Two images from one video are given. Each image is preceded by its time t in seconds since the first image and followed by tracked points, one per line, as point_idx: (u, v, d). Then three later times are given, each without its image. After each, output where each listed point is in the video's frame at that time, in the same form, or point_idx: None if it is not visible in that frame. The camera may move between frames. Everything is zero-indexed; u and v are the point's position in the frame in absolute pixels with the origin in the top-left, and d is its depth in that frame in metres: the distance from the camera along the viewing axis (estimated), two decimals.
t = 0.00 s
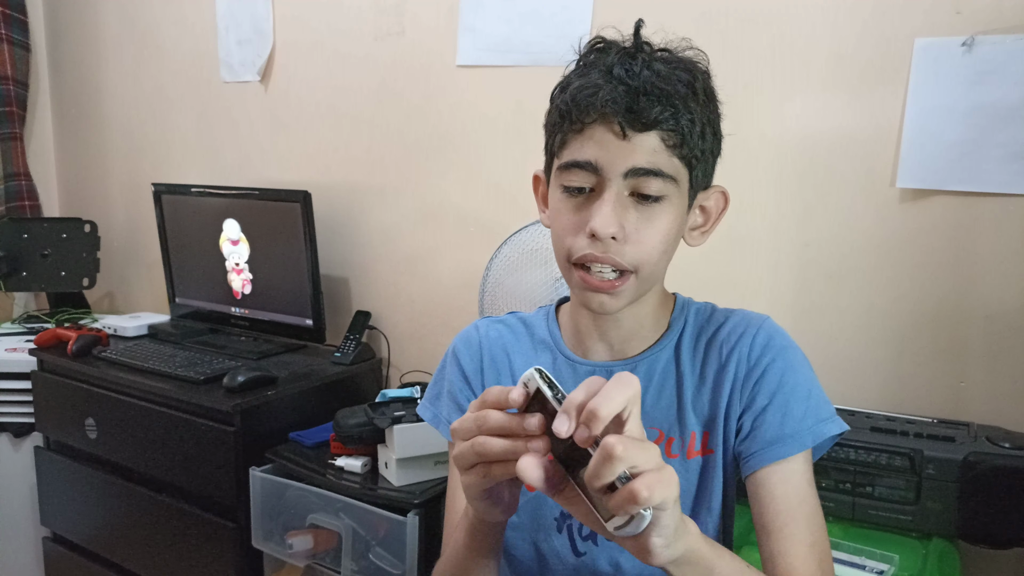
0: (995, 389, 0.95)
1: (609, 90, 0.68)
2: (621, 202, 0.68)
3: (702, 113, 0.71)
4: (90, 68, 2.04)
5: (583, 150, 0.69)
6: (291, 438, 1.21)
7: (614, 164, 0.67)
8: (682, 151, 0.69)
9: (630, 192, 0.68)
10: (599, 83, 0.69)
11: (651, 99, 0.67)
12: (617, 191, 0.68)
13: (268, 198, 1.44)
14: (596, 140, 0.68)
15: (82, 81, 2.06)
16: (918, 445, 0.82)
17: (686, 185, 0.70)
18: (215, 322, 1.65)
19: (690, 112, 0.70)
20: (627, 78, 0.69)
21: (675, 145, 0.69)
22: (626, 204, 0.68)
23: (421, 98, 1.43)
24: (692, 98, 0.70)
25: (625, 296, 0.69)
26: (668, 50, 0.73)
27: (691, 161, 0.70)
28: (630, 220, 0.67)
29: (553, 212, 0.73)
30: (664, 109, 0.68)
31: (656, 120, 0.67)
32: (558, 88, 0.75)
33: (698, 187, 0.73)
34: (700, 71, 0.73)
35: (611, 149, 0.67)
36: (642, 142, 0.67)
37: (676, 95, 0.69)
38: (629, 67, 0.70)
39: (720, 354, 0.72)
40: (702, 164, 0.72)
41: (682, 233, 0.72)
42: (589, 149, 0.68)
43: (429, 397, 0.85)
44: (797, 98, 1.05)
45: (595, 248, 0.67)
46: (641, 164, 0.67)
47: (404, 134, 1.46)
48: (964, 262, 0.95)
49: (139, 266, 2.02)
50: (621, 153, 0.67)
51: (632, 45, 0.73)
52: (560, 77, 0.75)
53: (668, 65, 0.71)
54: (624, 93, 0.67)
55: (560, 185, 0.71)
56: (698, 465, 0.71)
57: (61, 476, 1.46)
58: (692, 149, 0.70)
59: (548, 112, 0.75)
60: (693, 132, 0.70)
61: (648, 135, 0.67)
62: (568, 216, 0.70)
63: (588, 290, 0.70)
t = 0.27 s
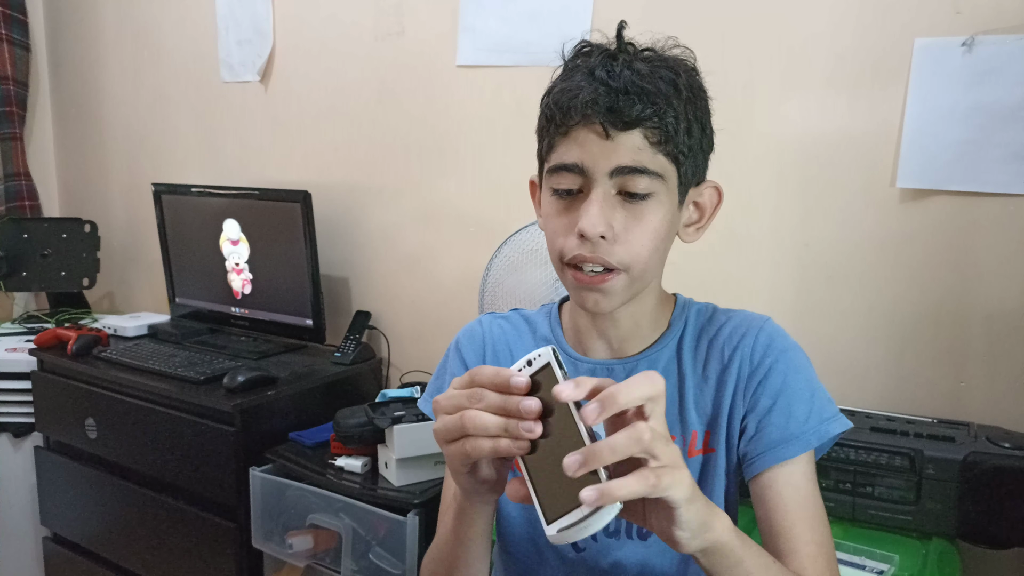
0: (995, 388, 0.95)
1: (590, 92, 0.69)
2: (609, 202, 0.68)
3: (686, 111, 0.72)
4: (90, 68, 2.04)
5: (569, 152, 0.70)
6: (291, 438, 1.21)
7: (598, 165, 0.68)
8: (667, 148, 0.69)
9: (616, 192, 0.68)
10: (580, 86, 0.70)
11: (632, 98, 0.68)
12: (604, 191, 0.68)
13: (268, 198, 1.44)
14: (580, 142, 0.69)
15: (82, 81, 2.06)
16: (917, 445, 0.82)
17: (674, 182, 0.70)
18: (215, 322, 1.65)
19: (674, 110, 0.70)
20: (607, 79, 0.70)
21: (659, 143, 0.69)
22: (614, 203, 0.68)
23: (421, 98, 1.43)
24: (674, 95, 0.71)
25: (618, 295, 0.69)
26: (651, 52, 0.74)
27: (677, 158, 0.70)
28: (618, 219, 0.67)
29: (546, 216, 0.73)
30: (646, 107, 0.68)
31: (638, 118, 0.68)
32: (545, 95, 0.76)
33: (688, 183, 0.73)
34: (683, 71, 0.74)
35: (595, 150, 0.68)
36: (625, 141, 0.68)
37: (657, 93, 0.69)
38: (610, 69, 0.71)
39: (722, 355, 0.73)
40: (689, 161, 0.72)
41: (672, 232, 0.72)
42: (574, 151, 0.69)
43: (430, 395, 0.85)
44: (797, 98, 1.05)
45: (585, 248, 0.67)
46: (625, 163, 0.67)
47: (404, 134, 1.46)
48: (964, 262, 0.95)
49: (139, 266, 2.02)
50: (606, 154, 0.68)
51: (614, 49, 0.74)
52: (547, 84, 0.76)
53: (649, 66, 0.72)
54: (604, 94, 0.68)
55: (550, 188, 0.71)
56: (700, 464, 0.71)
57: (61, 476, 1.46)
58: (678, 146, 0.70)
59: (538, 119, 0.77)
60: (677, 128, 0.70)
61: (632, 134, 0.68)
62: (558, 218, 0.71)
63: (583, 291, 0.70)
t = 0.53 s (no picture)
0: (994, 389, 0.95)
1: (591, 88, 0.70)
2: (612, 195, 0.68)
3: (682, 107, 0.74)
4: (90, 68, 2.04)
5: (571, 148, 0.70)
6: (291, 438, 1.21)
7: (601, 159, 0.68)
8: (667, 143, 0.71)
9: (620, 185, 0.68)
10: (580, 83, 0.71)
11: (632, 93, 0.70)
12: (607, 184, 0.68)
13: (268, 197, 1.44)
14: (582, 137, 0.69)
15: (82, 81, 2.06)
16: (917, 445, 0.82)
17: (672, 176, 0.72)
18: (215, 322, 1.65)
19: (671, 105, 0.72)
20: (608, 76, 0.71)
21: (660, 137, 0.70)
22: (617, 196, 0.68)
23: (421, 97, 1.43)
24: (670, 93, 0.73)
25: (622, 289, 0.69)
26: (644, 53, 0.77)
27: (675, 153, 0.72)
28: (622, 212, 0.68)
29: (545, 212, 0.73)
30: (646, 102, 0.70)
31: (640, 113, 0.69)
32: (542, 96, 0.77)
33: (683, 182, 0.74)
34: (676, 71, 0.76)
35: (598, 144, 0.69)
36: (627, 135, 0.69)
37: (655, 90, 0.71)
38: (608, 67, 0.73)
39: (718, 350, 0.73)
40: (686, 156, 0.74)
41: (671, 228, 0.73)
42: (576, 147, 0.70)
43: (427, 396, 0.86)
44: (797, 97, 1.05)
45: (590, 242, 0.67)
46: (629, 156, 0.68)
47: (404, 134, 1.47)
48: (964, 262, 0.95)
49: (139, 266, 2.02)
50: (608, 148, 0.68)
51: (608, 50, 0.76)
52: (543, 85, 0.77)
53: (645, 64, 0.74)
54: (606, 90, 0.70)
55: (551, 184, 0.71)
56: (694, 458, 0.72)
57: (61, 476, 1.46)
58: (676, 141, 0.72)
59: (534, 120, 0.78)
60: (675, 124, 0.72)
61: (633, 128, 0.69)
62: (561, 215, 0.70)
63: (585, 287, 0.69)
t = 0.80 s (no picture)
0: (994, 389, 0.95)
1: (595, 80, 0.71)
2: (612, 186, 0.68)
3: (684, 106, 0.74)
4: (90, 68, 2.04)
5: (572, 138, 0.70)
6: (291, 438, 1.21)
7: (602, 150, 0.68)
8: (669, 138, 0.71)
9: (620, 176, 0.68)
10: (584, 76, 0.72)
11: (635, 87, 0.70)
12: (606, 175, 0.68)
13: (267, 197, 1.44)
14: (584, 127, 0.70)
15: (82, 81, 2.06)
16: (917, 445, 0.82)
17: (673, 171, 0.71)
18: (215, 322, 1.65)
19: (673, 102, 0.72)
20: (612, 70, 0.72)
21: (662, 132, 0.70)
22: (617, 187, 0.68)
23: (421, 97, 1.43)
24: (673, 91, 0.74)
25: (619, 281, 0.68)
26: (648, 54, 0.77)
27: (676, 149, 0.72)
28: (622, 203, 0.67)
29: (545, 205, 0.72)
30: (648, 95, 0.70)
31: (641, 106, 0.69)
32: (546, 91, 0.78)
33: (682, 180, 0.74)
34: (680, 72, 0.77)
35: (598, 135, 0.69)
36: (628, 127, 0.69)
37: (658, 85, 0.72)
38: (612, 63, 0.73)
39: (710, 345, 0.75)
40: (686, 155, 0.74)
41: (670, 224, 0.73)
42: (577, 137, 0.70)
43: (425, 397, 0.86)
44: (797, 97, 1.05)
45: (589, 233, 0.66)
46: (630, 148, 0.68)
47: (404, 134, 1.47)
48: (964, 262, 0.95)
49: (139, 266, 2.02)
50: (609, 139, 0.68)
51: (613, 49, 0.77)
52: (549, 81, 0.78)
53: (649, 62, 0.75)
54: (609, 82, 0.70)
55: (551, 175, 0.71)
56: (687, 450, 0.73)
57: (61, 476, 1.46)
58: (677, 138, 0.72)
59: (538, 115, 0.78)
60: (677, 121, 0.72)
61: (634, 121, 0.69)
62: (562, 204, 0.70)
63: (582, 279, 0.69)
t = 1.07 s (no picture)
0: (994, 389, 0.95)
1: (592, 77, 0.71)
2: (607, 182, 0.68)
3: (682, 106, 0.75)
4: (90, 67, 2.04)
5: (569, 133, 0.70)
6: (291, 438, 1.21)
7: (598, 146, 0.68)
8: (666, 137, 0.71)
9: (615, 172, 0.68)
10: (582, 73, 0.72)
11: (633, 85, 0.70)
12: (602, 171, 0.68)
13: (267, 197, 1.44)
14: (580, 123, 0.70)
15: (82, 81, 2.06)
16: (917, 445, 0.82)
17: (669, 170, 0.71)
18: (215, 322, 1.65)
19: (671, 101, 0.72)
20: (610, 67, 0.72)
21: (659, 130, 0.70)
22: (613, 184, 0.68)
23: (421, 97, 1.43)
24: (671, 90, 0.74)
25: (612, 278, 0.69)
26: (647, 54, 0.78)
27: (672, 148, 0.72)
28: (617, 200, 0.67)
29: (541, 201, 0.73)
30: (646, 93, 0.70)
31: (639, 103, 0.69)
32: (544, 87, 0.78)
33: (679, 181, 0.74)
34: (678, 72, 0.77)
35: (595, 131, 0.69)
36: (625, 123, 0.69)
37: (656, 84, 0.72)
38: (611, 61, 0.73)
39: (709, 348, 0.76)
40: (683, 155, 0.74)
41: (665, 224, 0.73)
42: (575, 133, 0.70)
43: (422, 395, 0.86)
44: (797, 97, 1.05)
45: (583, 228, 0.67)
46: (626, 145, 0.68)
47: (404, 134, 1.46)
48: (964, 262, 0.95)
49: (139, 266, 2.02)
50: (606, 135, 0.68)
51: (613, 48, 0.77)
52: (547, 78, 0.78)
53: (648, 62, 0.75)
54: (607, 79, 0.70)
55: (548, 171, 0.72)
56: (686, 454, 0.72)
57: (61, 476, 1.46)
58: (674, 137, 0.72)
59: (536, 112, 0.79)
60: (674, 120, 0.72)
61: (631, 118, 0.69)
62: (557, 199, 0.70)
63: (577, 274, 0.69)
